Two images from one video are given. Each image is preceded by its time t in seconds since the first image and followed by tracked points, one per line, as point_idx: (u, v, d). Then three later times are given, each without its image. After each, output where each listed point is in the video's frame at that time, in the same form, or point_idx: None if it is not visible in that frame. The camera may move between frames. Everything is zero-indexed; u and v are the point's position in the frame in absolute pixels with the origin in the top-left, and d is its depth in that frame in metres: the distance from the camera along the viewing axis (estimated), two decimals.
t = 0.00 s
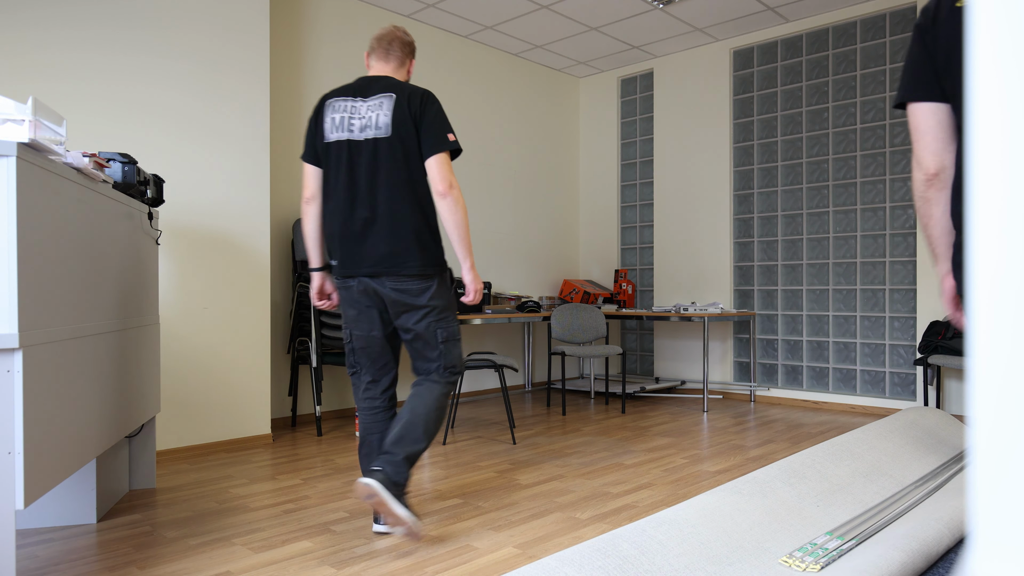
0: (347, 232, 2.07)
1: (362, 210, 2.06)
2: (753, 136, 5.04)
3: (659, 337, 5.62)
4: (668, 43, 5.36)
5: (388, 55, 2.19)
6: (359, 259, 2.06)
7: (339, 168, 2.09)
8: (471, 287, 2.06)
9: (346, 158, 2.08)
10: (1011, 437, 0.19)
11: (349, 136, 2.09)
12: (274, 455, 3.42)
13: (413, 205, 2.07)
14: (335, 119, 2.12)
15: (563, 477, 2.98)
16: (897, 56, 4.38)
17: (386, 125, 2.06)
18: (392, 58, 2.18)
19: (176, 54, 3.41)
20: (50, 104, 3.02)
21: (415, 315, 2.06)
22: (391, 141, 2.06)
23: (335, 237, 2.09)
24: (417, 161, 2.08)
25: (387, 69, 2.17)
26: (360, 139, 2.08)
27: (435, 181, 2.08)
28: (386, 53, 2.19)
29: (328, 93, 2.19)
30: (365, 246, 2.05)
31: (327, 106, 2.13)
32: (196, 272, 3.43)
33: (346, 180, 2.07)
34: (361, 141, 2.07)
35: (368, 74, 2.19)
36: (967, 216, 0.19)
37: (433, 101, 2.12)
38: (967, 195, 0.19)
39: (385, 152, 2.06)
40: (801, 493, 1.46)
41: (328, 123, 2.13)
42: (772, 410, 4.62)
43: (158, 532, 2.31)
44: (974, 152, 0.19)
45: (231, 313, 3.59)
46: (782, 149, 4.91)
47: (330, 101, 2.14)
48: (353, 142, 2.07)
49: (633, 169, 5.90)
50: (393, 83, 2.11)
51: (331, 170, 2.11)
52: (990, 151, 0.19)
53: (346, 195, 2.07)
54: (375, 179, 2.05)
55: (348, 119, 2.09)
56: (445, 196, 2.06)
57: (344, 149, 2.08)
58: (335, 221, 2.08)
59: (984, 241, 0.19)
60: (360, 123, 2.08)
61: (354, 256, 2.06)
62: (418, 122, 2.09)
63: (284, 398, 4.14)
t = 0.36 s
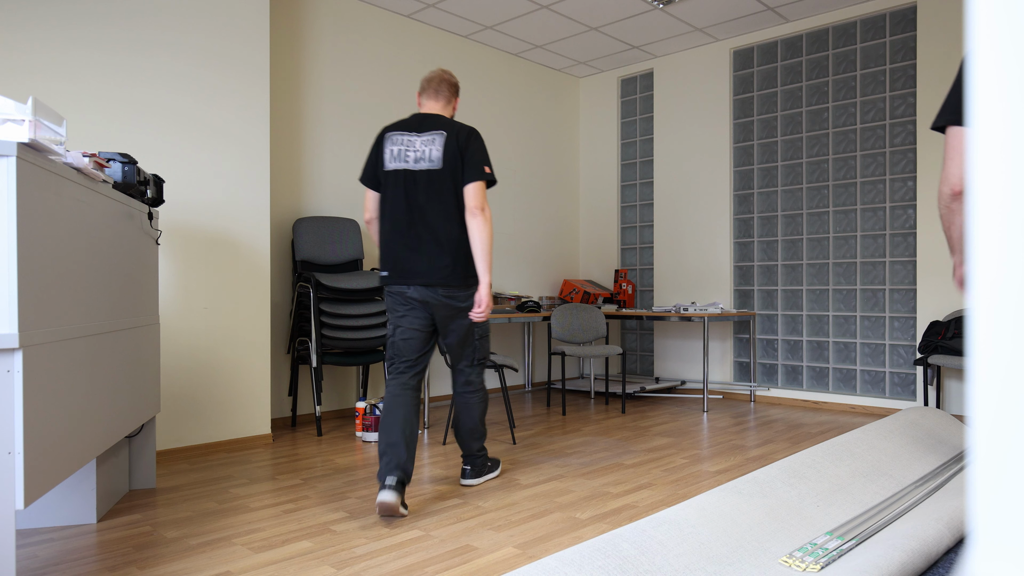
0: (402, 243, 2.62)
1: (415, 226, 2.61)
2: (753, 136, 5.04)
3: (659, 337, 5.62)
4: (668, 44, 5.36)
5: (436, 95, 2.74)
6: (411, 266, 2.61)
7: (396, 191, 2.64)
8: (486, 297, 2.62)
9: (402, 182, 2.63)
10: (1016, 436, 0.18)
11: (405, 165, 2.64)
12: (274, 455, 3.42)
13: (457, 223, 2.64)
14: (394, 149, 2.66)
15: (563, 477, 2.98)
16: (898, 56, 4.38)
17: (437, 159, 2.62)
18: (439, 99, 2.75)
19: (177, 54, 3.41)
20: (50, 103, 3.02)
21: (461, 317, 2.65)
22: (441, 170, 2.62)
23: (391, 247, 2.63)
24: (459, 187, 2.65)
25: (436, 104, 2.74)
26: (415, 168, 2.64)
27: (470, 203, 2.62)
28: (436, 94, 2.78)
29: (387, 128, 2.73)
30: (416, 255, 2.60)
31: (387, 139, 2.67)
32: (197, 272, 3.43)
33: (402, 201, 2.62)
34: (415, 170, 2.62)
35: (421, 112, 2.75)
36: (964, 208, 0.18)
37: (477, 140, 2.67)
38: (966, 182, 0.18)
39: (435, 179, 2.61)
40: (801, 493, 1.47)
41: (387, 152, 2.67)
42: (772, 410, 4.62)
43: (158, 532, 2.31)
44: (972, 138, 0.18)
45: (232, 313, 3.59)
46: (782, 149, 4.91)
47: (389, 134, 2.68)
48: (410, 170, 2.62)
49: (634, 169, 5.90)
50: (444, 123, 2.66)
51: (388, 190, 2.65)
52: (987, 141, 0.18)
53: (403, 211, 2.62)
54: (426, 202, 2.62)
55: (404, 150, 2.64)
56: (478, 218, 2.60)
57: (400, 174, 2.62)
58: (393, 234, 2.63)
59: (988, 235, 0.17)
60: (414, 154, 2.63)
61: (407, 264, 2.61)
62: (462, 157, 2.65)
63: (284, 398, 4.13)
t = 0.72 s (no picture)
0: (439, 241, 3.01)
1: (449, 225, 3.01)
2: (753, 136, 5.05)
3: (659, 337, 5.62)
4: (667, 44, 5.37)
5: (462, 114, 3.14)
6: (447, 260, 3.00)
7: (434, 196, 3.05)
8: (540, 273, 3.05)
9: (439, 189, 3.04)
10: (1018, 434, 0.18)
11: (440, 173, 3.06)
12: (274, 455, 3.42)
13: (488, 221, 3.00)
14: (429, 162, 3.08)
15: (563, 477, 2.98)
16: (898, 56, 4.37)
17: (468, 165, 3.01)
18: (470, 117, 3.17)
19: (177, 54, 3.41)
20: (50, 103, 3.02)
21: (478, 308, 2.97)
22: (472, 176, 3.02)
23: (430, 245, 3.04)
24: (489, 190, 3.03)
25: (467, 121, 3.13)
26: (449, 175, 3.04)
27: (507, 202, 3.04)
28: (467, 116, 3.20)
29: (423, 145, 3.16)
30: (452, 251, 3.00)
31: (421, 153, 3.10)
32: (196, 272, 3.43)
33: (438, 204, 3.02)
34: (449, 177, 3.02)
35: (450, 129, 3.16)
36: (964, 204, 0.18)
37: (502, 148, 3.06)
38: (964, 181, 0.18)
39: (466, 183, 3.00)
40: (800, 492, 1.47)
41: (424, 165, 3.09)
42: (772, 410, 4.62)
43: (158, 532, 2.31)
44: (973, 138, 0.17)
45: (231, 313, 3.59)
46: (782, 148, 4.91)
47: (424, 149, 3.11)
48: (444, 177, 3.02)
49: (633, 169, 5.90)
50: (472, 135, 3.05)
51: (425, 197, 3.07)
52: (987, 138, 0.17)
53: (439, 213, 3.03)
54: (461, 203, 3.00)
55: (437, 162, 3.05)
56: (518, 216, 3.01)
57: (435, 182, 3.03)
58: (431, 235, 3.03)
59: (991, 234, 0.17)
60: (447, 164, 3.04)
61: (443, 259, 3.00)
62: (491, 163, 3.04)
63: (284, 398, 4.13)
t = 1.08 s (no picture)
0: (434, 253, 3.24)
1: (441, 239, 3.21)
2: (753, 136, 5.04)
3: (659, 337, 5.62)
4: (667, 44, 5.37)
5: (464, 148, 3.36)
6: (440, 270, 3.19)
7: (431, 215, 3.31)
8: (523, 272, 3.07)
9: (434, 208, 3.30)
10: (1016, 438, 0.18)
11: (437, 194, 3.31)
12: (274, 455, 3.42)
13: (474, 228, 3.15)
14: (431, 189, 3.40)
15: (562, 477, 2.98)
16: (897, 56, 4.37)
17: (454, 180, 3.24)
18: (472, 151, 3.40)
19: (177, 54, 3.41)
20: (49, 104, 3.02)
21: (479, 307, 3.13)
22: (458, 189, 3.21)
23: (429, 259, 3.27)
24: (475, 200, 3.19)
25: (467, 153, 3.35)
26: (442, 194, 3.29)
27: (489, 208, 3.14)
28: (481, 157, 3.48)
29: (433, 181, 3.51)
30: (444, 260, 3.17)
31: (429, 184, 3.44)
32: (196, 271, 3.43)
33: (434, 221, 3.28)
34: (440, 195, 3.27)
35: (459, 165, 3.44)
36: (966, 207, 0.18)
37: (486, 160, 3.24)
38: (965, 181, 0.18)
39: (453, 197, 3.22)
40: (799, 492, 1.47)
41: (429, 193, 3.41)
42: (773, 410, 4.61)
43: (158, 532, 2.31)
44: (974, 134, 0.17)
45: (231, 313, 3.59)
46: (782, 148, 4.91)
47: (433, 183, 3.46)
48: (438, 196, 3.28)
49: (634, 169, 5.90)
50: (462, 158, 3.30)
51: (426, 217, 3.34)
52: (987, 133, 0.17)
53: (434, 229, 3.26)
54: (449, 216, 3.21)
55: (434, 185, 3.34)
56: (494, 213, 3.09)
57: (430, 202, 3.31)
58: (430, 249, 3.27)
59: (986, 237, 0.17)
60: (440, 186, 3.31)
61: (438, 269, 3.21)
62: (477, 175, 3.21)
63: (283, 398, 4.13)
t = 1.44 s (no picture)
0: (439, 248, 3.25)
1: (447, 235, 3.23)
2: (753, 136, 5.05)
3: (659, 337, 5.62)
4: (667, 44, 5.37)
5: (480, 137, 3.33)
6: (443, 265, 3.21)
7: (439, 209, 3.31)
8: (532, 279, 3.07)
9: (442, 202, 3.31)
10: (1018, 437, 0.18)
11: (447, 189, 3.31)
12: (274, 455, 3.42)
13: (481, 228, 3.16)
14: (442, 183, 3.38)
15: (562, 477, 2.98)
16: (897, 56, 4.37)
17: (465, 178, 3.23)
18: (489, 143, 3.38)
19: (178, 53, 3.41)
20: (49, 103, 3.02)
21: (480, 305, 3.14)
22: (469, 188, 3.21)
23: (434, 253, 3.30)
24: (485, 201, 3.20)
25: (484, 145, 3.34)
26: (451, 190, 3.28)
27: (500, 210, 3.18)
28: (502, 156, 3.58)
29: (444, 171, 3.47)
30: (448, 255, 3.19)
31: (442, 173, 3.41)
32: (197, 271, 3.43)
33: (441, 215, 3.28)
34: (449, 191, 3.27)
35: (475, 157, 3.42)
36: (965, 207, 0.18)
37: (499, 162, 3.24)
38: (965, 180, 0.18)
39: (463, 194, 3.23)
40: (799, 492, 1.47)
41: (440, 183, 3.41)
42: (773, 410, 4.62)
43: (158, 532, 2.31)
44: (974, 134, 0.17)
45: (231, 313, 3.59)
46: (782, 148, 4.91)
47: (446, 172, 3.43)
48: (448, 192, 3.27)
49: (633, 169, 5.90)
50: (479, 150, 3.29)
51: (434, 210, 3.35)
52: (990, 136, 0.17)
53: (440, 226, 3.28)
54: (456, 214, 3.22)
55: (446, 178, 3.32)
56: (509, 221, 3.13)
57: (439, 197, 3.30)
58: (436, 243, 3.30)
59: (985, 236, 0.17)
60: (451, 179, 3.30)
61: (441, 263, 3.22)
62: (489, 176, 3.20)
63: (283, 398, 4.13)
